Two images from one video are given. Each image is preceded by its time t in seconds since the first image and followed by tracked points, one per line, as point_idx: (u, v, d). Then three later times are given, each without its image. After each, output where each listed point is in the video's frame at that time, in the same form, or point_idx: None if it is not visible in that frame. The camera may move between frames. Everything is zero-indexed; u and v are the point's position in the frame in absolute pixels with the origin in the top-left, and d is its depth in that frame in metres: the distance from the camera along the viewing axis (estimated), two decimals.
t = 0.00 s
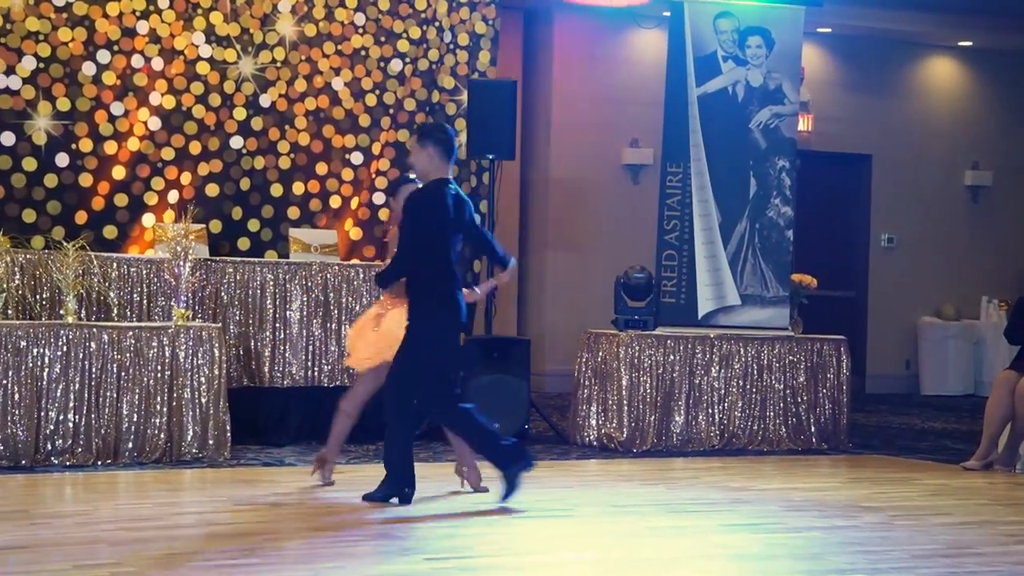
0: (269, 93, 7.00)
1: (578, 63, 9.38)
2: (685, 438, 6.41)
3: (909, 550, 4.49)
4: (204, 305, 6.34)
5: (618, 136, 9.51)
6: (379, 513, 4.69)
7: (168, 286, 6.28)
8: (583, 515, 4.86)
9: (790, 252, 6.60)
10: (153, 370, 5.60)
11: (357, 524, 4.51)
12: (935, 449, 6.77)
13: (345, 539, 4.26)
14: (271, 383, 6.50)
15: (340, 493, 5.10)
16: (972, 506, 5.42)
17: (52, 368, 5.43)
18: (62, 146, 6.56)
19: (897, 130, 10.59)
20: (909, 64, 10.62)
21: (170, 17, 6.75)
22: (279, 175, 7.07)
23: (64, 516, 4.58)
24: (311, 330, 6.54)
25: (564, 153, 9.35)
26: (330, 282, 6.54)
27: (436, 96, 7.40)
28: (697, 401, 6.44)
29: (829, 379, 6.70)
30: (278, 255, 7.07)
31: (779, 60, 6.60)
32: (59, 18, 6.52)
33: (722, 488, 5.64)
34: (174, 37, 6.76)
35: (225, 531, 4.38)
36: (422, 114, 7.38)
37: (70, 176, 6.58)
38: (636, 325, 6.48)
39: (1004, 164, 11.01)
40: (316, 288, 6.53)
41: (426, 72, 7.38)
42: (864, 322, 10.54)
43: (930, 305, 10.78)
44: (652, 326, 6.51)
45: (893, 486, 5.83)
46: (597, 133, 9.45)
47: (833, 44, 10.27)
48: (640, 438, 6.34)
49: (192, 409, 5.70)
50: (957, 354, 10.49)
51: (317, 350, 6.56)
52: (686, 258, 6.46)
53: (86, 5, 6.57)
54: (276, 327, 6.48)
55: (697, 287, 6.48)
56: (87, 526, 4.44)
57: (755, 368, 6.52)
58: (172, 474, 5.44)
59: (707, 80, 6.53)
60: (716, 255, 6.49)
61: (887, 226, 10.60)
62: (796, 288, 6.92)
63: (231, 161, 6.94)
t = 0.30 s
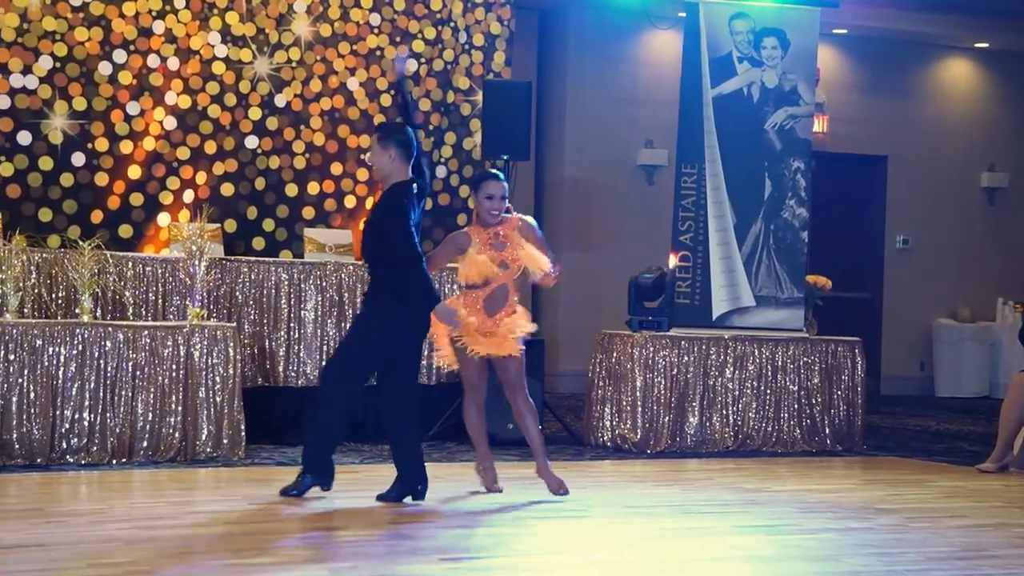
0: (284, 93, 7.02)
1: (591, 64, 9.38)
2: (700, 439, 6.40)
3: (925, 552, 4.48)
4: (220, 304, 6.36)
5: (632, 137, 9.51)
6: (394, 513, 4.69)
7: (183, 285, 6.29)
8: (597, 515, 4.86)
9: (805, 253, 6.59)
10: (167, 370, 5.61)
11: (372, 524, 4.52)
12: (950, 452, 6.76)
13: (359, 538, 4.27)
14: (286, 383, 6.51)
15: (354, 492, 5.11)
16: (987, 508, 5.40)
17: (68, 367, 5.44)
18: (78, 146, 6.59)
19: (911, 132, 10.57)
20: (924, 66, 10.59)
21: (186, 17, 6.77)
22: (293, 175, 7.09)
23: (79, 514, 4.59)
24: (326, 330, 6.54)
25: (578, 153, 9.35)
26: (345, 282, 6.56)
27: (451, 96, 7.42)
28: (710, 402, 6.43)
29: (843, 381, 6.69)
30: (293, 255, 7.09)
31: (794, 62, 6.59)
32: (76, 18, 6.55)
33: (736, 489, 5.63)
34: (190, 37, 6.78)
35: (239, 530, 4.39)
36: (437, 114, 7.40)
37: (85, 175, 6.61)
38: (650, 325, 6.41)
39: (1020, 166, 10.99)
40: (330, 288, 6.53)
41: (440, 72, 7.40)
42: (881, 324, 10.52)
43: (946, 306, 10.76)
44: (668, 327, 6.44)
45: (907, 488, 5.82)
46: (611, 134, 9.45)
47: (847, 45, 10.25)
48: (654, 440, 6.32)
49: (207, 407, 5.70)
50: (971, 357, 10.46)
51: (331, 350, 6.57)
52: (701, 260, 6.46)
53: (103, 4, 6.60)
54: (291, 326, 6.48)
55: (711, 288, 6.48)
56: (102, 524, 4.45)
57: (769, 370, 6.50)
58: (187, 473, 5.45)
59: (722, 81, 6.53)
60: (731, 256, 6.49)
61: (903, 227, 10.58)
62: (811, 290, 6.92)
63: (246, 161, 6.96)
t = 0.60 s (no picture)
0: (295, 92, 7.02)
1: (601, 65, 9.37)
2: (710, 440, 6.40)
3: (936, 554, 4.47)
4: (229, 304, 6.35)
5: (643, 138, 9.51)
6: (405, 514, 4.68)
7: (193, 285, 6.29)
8: (609, 517, 4.86)
9: (816, 255, 6.59)
10: (178, 369, 5.60)
11: (383, 525, 4.51)
12: (960, 454, 6.75)
13: (372, 539, 4.26)
14: (295, 383, 6.50)
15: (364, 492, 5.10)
16: (997, 511, 5.39)
17: (78, 366, 5.43)
18: (88, 145, 6.59)
19: (920, 134, 10.57)
20: (934, 68, 10.59)
21: (197, 17, 6.77)
22: (304, 175, 7.09)
23: (90, 514, 4.58)
24: (336, 330, 6.55)
25: (588, 155, 9.36)
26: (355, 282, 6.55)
27: (462, 97, 7.41)
28: (721, 403, 6.42)
29: (854, 383, 6.69)
30: (303, 255, 7.07)
31: (806, 63, 6.59)
32: (87, 17, 6.55)
33: (746, 490, 5.63)
34: (201, 37, 6.78)
35: (250, 530, 4.38)
36: (448, 115, 7.39)
37: (96, 175, 6.61)
38: (660, 327, 6.34)
39: None
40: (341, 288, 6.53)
41: (451, 73, 7.39)
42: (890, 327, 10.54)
43: (956, 308, 10.76)
44: (678, 329, 6.40)
45: (917, 490, 5.82)
46: (621, 135, 9.45)
47: (856, 46, 10.25)
48: (664, 441, 6.31)
49: (216, 408, 5.69)
50: (982, 360, 10.45)
51: (341, 350, 6.56)
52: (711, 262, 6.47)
53: (114, 4, 6.60)
54: (300, 326, 6.48)
55: (721, 289, 6.49)
56: (113, 524, 4.44)
57: (779, 371, 6.50)
58: (196, 473, 5.44)
59: (733, 82, 6.54)
60: (742, 258, 6.50)
61: (912, 230, 10.58)
62: (821, 291, 6.92)
63: (257, 161, 6.97)
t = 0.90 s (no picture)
0: (306, 92, 7.03)
1: (611, 65, 9.37)
2: (720, 441, 6.40)
3: (946, 556, 4.45)
4: (240, 304, 6.35)
5: (653, 139, 9.51)
6: (414, 514, 4.68)
7: (204, 284, 6.29)
8: (619, 518, 4.85)
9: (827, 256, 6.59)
10: (188, 369, 5.60)
11: (393, 525, 4.51)
12: (971, 456, 6.73)
13: (382, 539, 4.26)
14: (306, 383, 6.52)
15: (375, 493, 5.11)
16: (1007, 513, 5.38)
17: (89, 365, 5.43)
18: (100, 145, 6.61)
19: (931, 136, 10.54)
20: (945, 69, 10.56)
21: (209, 17, 6.78)
22: (315, 175, 7.11)
23: (100, 513, 4.58)
24: (346, 329, 6.55)
25: (599, 156, 9.35)
26: (365, 282, 6.56)
27: (473, 98, 7.42)
28: (731, 404, 6.43)
29: (864, 385, 6.69)
30: (314, 254, 7.13)
31: (817, 64, 6.58)
32: (99, 17, 6.56)
33: (757, 492, 5.62)
34: (213, 37, 6.79)
35: (260, 530, 4.38)
36: (459, 115, 7.40)
37: (107, 175, 6.63)
38: (671, 327, 6.42)
39: None
40: (351, 287, 6.54)
41: (463, 73, 7.40)
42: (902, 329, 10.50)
43: (967, 310, 10.74)
44: (687, 330, 6.47)
45: (927, 492, 5.80)
46: (632, 135, 9.44)
47: (867, 47, 10.22)
48: (674, 441, 6.33)
49: (227, 407, 5.69)
50: (993, 361, 10.44)
51: (351, 350, 6.57)
52: (722, 263, 6.43)
53: (126, 4, 6.61)
54: (311, 326, 6.49)
55: (731, 290, 6.46)
56: (124, 523, 4.45)
57: (790, 372, 6.51)
58: (207, 472, 5.45)
59: (745, 83, 6.53)
60: (753, 259, 6.47)
61: (924, 231, 10.56)
62: (832, 292, 6.94)
63: (268, 161, 6.98)
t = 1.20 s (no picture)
0: (316, 93, 7.05)
1: (620, 64, 9.36)
2: (731, 440, 6.39)
3: (957, 555, 4.44)
4: (251, 304, 6.36)
5: (663, 138, 9.50)
6: (425, 514, 4.68)
7: (214, 285, 6.31)
8: (629, 517, 4.85)
9: (837, 255, 6.58)
10: (199, 369, 5.61)
11: (404, 524, 4.51)
12: (982, 454, 6.72)
13: (393, 538, 4.27)
14: (317, 383, 6.52)
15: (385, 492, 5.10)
16: (1019, 511, 5.36)
17: (100, 366, 5.45)
18: (111, 146, 6.63)
19: (942, 133, 10.52)
20: (955, 66, 10.53)
21: (218, 17, 6.78)
22: (325, 176, 7.12)
23: (112, 513, 4.59)
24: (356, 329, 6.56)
25: (609, 155, 9.34)
26: (375, 282, 6.57)
27: (482, 97, 7.44)
28: (742, 403, 6.41)
29: (875, 382, 6.68)
30: (324, 255, 7.15)
31: (827, 62, 6.58)
32: (109, 18, 6.57)
33: (768, 491, 5.61)
34: (222, 37, 6.80)
35: (271, 530, 4.38)
36: (468, 115, 7.41)
37: (118, 175, 6.65)
38: (682, 326, 6.35)
39: None
40: (361, 287, 6.55)
41: (471, 73, 7.42)
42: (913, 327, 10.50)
43: (979, 307, 10.72)
44: (698, 328, 6.44)
45: (938, 490, 5.79)
46: (641, 134, 9.43)
47: (877, 44, 10.20)
48: (685, 440, 6.32)
49: (238, 408, 5.70)
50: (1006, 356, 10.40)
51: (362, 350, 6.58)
52: (732, 262, 6.44)
53: (136, 5, 6.62)
54: (322, 326, 6.50)
55: (741, 288, 6.46)
56: (135, 523, 4.45)
57: (801, 370, 6.48)
58: (218, 472, 5.46)
59: (754, 81, 6.51)
60: (763, 256, 6.46)
61: (935, 229, 10.55)
62: (842, 291, 6.93)
63: (277, 161, 7.00)
